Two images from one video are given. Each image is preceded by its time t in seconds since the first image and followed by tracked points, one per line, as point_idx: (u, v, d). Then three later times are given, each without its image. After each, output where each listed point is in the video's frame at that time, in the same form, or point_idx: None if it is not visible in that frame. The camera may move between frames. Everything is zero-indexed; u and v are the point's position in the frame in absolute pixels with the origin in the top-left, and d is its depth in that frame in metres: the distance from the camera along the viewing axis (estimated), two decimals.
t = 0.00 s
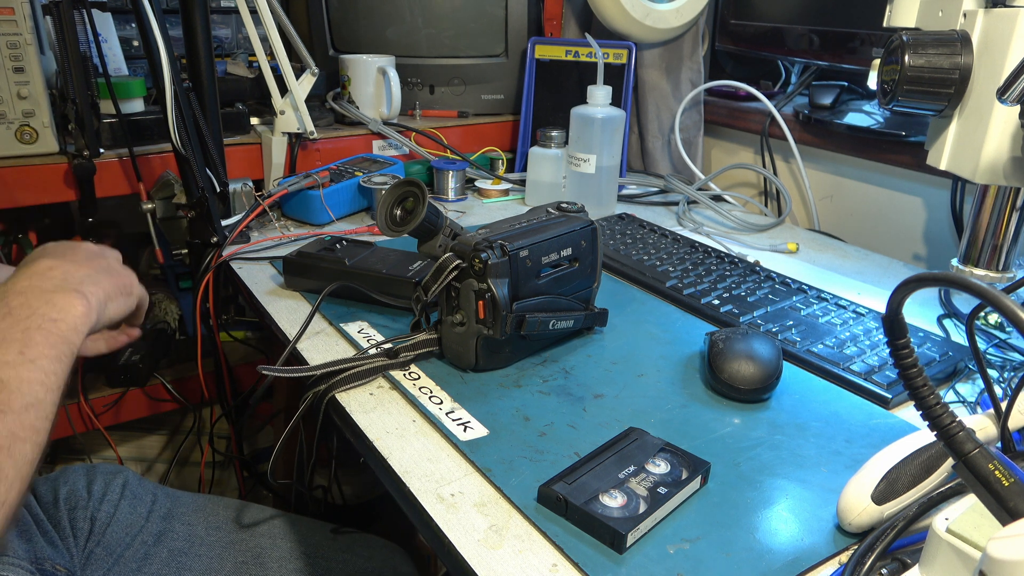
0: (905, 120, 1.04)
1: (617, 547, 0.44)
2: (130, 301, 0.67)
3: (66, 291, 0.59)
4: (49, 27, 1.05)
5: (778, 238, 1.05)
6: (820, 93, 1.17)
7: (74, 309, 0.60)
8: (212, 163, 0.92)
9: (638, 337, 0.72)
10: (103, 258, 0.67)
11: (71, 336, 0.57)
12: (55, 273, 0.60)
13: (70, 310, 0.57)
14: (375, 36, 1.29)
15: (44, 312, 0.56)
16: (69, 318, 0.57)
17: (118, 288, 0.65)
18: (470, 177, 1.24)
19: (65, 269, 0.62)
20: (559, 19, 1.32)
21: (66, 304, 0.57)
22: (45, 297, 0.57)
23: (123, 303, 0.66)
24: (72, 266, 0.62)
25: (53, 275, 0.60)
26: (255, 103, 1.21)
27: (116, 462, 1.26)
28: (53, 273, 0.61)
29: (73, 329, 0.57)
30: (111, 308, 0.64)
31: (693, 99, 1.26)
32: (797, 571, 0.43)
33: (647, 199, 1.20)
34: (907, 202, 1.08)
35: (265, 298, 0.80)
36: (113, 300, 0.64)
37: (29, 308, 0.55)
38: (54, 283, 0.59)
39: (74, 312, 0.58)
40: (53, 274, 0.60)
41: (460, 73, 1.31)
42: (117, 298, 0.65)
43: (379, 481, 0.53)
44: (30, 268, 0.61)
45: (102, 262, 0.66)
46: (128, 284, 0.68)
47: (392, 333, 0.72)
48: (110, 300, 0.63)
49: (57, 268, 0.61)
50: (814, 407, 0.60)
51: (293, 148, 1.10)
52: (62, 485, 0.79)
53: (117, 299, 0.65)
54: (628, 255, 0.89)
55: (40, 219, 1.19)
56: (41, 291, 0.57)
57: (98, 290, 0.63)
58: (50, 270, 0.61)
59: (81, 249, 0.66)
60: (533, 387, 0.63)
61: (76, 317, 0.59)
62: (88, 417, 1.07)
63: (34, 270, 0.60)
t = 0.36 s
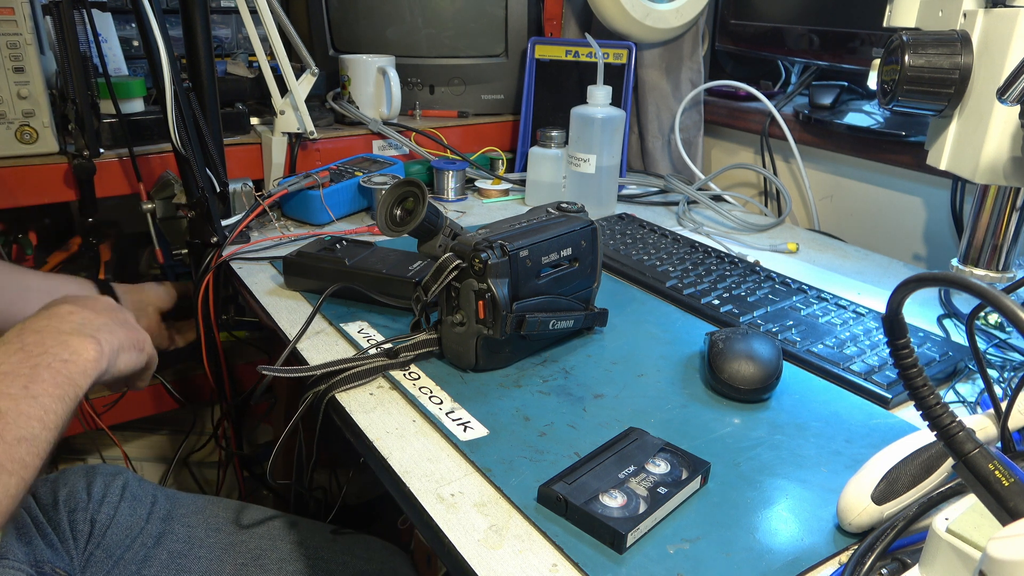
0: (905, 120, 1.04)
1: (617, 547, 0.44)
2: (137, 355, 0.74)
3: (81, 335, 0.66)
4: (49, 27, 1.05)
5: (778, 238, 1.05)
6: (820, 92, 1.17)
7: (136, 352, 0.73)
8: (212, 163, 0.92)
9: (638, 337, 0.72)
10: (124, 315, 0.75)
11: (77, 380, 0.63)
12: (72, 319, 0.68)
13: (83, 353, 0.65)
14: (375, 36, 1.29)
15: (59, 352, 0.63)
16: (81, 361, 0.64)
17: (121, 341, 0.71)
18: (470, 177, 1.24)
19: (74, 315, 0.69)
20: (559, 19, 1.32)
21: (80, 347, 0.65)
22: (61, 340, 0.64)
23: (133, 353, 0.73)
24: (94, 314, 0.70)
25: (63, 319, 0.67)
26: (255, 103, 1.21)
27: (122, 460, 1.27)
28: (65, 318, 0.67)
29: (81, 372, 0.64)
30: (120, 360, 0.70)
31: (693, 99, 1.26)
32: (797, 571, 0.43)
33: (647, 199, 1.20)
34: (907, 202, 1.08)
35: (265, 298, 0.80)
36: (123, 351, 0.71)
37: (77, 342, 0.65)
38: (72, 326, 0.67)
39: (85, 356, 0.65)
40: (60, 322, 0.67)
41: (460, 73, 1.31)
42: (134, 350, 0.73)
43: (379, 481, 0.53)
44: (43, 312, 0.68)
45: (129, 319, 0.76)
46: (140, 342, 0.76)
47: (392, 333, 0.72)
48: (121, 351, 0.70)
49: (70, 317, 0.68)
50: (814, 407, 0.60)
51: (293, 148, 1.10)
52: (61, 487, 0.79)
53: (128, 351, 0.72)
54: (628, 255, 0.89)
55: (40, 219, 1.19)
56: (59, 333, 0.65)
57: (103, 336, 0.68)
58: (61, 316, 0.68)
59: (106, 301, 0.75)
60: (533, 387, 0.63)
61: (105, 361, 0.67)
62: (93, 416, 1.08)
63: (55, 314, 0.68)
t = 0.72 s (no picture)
0: (905, 120, 1.04)
1: (617, 547, 0.44)
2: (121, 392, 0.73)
3: (59, 362, 0.67)
4: (49, 27, 1.05)
5: (778, 238, 1.05)
6: (820, 93, 1.17)
7: (116, 388, 0.72)
8: (212, 164, 0.92)
9: (638, 337, 0.72)
10: (120, 352, 0.76)
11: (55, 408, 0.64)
12: (59, 349, 0.70)
13: (56, 380, 0.65)
14: (375, 36, 1.29)
15: (32, 375, 0.64)
16: (52, 387, 0.65)
17: (104, 375, 0.71)
18: (470, 177, 1.24)
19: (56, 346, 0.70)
20: (559, 19, 1.32)
21: (54, 374, 0.65)
22: (38, 366, 0.66)
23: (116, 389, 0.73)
24: (83, 347, 0.72)
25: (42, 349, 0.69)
26: (255, 103, 1.21)
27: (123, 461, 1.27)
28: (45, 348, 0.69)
29: (56, 399, 0.64)
30: (102, 394, 0.70)
31: (693, 99, 1.26)
32: (797, 571, 0.43)
33: (647, 199, 1.20)
34: (907, 202, 1.08)
35: (264, 298, 0.80)
36: (107, 385, 0.71)
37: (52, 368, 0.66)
38: (49, 355, 0.68)
39: (58, 382, 0.65)
40: (44, 349, 0.69)
41: (460, 73, 1.31)
42: (116, 385, 0.73)
43: (379, 481, 0.53)
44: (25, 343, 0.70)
45: (123, 356, 0.76)
46: (133, 378, 0.76)
47: (392, 333, 0.72)
48: (104, 385, 0.70)
49: (51, 348, 0.69)
50: (814, 407, 0.60)
51: (293, 148, 1.10)
52: (60, 484, 0.79)
53: (112, 386, 0.72)
54: (628, 255, 0.89)
55: (40, 219, 1.19)
56: (38, 359, 0.67)
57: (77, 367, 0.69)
58: (46, 345, 0.70)
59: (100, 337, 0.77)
60: (533, 387, 0.63)
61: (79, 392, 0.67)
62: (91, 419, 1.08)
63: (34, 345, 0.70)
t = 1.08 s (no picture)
0: (905, 120, 1.04)
1: (617, 547, 0.44)
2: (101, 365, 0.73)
3: (37, 333, 0.68)
4: (48, 27, 1.05)
5: (778, 238, 1.05)
6: (820, 92, 1.17)
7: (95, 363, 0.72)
8: (212, 163, 0.92)
9: (638, 337, 0.72)
10: (103, 333, 0.76)
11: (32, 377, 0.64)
12: (38, 323, 0.70)
13: (32, 346, 0.66)
14: (375, 36, 1.29)
15: (7, 342, 0.64)
16: (28, 352, 0.65)
17: (84, 351, 0.71)
18: (470, 177, 1.24)
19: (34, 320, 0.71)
20: (559, 19, 1.32)
21: (30, 341, 0.66)
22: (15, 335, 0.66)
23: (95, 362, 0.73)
24: (64, 324, 0.73)
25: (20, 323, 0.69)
26: (255, 103, 1.21)
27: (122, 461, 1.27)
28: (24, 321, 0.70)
29: (33, 367, 0.65)
30: (82, 369, 0.70)
31: (693, 99, 1.26)
32: (797, 571, 0.43)
33: (647, 199, 1.20)
34: (907, 202, 1.08)
35: (264, 298, 0.80)
36: (88, 359, 0.71)
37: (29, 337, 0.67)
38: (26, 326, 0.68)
39: (34, 348, 0.66)
40: (24, 323, 0.69)
41: (460, 73, 1.31)
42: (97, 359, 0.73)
43: (378, 481, 0.53)
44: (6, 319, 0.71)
45: (106, 337, 0.77)
46: (116, 359, 0.76)
47: (392, 333, 0.72)
48: (84, 359, 0.71)
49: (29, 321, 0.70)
50: (814, 407, 0.60)
51: (293, 148, 1.10)
52: (59, 482, 0.79)
53: (93, 361, 0.72)
54: (628, 255, 0.89)
55: (40, 219, 1.19)
56: (16, 329, 0.67)
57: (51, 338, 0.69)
58: (25, 319, 0.70)
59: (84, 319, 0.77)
60: (533, 387, 0.63)
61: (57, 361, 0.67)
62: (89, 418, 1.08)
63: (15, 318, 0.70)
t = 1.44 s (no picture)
0: (905, 120, 1.04)
1: (617, 547, 0.44)
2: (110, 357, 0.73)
3: (51, 323, 0.68)
4: (49, 27, 1.05)
5: (778, 238, 1.05)
6: (820, 92, 1.17)
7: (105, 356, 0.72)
8: (212, 163, 0.92)
9: (638, 337, 0.72)
10: (113, 328, 0.76)
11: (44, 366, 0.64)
12: (51, 314, 0.70)
13: (46, 335, 0.66)
14: (375, 36, 1.29)
15: (22, 330, 0.65)
16: (41, 341, 0.65)
17: (95, 343, 0.71)
18: (470, 177, 1.24)
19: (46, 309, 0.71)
20: (559, 19, 1.32)
21: (45, 330, 0.66)
22: (29, 323, 0.66)
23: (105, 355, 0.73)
24: (75, 316, 0.72)
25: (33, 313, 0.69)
26: (255, 103, 1.21)
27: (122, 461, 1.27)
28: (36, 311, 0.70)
29: (46, 356, 0.65)
30: (93, 360, 0.70)
31: (693, 99, 1.26)
32: (797, 571, 0.43)
33: (647, 199, 1.20)
34: (907, 202, 1.08)
35: (264, 298, 0.80)
36: (99, 352, 0.71)
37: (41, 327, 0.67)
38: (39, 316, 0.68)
39: (48, 337, 0.66)
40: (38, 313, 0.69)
41: (460, 73, 1.31)
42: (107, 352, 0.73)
43: (379, 481, 0.53)
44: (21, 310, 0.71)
45: (115, 331, 0.77)
46: (125, 353, 0.77)
47: (393, 333, 0.72)
48: (95, 351, 0.71)
49: (42, 311, 0.70)
50: (814, 407, 0.60)
51: (293, 148, 1.10)
52: (63, 481, 0.79)
53: (104, 353, 0.72)
54: (628, 255, 0.89)
55: (40, 219, 1.19)
56: (31, 318, 0.67)
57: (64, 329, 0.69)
58: (38, 310, 0.70)
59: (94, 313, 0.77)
60: (533, 387, 0.63)
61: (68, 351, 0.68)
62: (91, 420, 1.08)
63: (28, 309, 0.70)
